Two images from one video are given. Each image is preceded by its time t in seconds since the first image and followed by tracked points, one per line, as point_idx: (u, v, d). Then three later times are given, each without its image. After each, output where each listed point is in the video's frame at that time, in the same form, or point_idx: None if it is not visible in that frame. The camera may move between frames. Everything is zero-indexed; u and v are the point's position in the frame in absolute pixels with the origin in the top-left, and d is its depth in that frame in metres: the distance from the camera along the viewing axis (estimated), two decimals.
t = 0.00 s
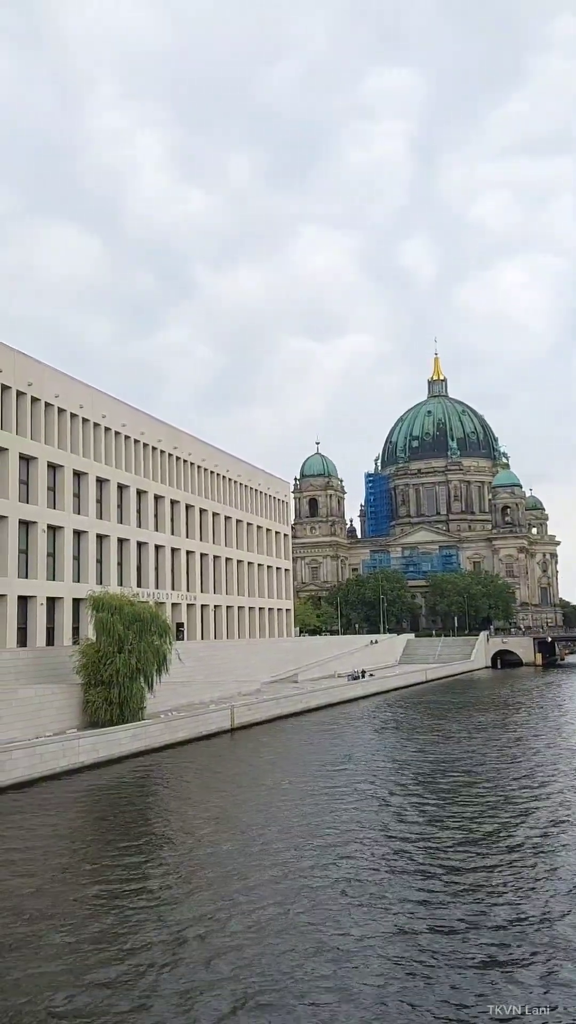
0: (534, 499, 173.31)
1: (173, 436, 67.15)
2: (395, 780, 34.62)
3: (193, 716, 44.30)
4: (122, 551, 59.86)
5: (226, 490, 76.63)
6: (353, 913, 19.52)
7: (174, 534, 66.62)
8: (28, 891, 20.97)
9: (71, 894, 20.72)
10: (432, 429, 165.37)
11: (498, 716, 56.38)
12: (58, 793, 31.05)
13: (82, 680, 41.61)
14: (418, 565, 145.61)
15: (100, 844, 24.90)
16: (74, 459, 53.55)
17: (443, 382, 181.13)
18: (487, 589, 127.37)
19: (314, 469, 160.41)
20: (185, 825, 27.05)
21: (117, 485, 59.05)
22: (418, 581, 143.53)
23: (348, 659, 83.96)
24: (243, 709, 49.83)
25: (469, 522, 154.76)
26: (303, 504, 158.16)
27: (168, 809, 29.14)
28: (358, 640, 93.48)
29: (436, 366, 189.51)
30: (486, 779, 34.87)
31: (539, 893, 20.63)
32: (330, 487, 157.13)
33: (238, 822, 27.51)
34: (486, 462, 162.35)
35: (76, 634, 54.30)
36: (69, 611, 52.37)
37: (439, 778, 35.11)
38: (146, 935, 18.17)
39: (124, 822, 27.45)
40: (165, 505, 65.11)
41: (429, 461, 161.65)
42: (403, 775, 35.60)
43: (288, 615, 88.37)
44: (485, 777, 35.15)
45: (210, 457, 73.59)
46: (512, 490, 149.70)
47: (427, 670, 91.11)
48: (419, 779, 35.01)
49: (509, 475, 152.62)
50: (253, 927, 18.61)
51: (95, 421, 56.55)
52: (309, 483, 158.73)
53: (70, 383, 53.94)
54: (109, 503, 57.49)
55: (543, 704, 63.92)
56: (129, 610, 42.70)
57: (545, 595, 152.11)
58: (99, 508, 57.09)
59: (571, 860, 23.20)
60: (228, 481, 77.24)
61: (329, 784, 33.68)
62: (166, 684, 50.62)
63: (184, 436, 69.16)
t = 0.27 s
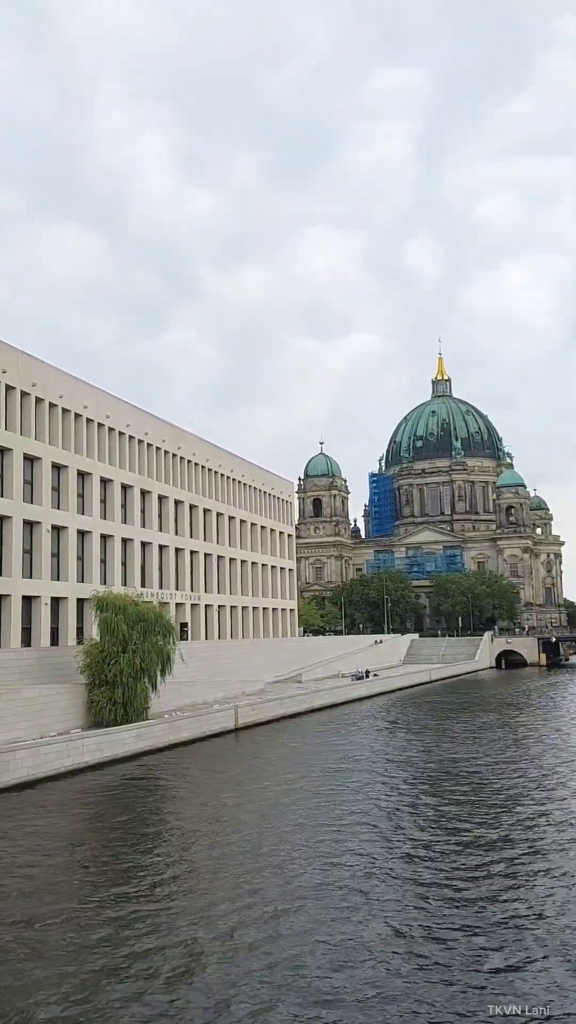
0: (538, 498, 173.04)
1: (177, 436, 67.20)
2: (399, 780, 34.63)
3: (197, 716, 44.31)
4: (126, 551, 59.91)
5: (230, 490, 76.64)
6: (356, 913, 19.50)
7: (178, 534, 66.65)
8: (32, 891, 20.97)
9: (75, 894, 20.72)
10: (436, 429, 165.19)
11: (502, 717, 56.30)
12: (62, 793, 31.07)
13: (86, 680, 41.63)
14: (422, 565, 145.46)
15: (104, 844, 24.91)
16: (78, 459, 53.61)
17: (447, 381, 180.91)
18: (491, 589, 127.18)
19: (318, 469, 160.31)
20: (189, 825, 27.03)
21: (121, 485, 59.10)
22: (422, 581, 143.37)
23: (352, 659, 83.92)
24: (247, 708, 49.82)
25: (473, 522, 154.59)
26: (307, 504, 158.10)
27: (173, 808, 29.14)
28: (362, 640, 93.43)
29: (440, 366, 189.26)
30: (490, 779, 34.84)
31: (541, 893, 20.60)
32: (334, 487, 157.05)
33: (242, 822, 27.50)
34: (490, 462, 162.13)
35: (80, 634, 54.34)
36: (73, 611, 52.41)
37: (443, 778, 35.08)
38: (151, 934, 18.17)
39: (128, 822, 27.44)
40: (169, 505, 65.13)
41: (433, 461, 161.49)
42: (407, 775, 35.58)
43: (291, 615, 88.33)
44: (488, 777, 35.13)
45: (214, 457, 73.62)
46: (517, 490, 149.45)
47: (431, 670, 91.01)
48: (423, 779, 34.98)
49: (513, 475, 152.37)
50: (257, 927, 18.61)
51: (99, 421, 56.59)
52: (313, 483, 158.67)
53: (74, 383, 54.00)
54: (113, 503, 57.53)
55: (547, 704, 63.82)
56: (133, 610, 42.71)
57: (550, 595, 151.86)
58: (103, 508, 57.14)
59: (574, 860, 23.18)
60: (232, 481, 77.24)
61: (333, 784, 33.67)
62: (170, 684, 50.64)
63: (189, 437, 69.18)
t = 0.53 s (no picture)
0: (543, 498, 172.78)
1: (181, 437, 67.23)
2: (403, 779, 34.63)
3: (201, 716, 44.33)
4: (130, 551, 59.95)
5: (234, 490, 76.63)
6: (365, 914, 19.47)
7: (183, 535, 66.68)
8: (37, 891, 20.95)
9: (80, 893, 20.73)
10: (440, 429, 165.02)
11: (506, 717, 56.19)
12: (67, 792, 31.10)
13: (90, 680, 41.66)
14: (426, 565, 145.34)
15: (108, 843, 24.93)
16: (82, 460, 53.67)
17: (451, 381, 180.69)
18: (495, 589, 126.97)
19: (322, 469, 160.31)
20: (193, 825, 27.04)
21: (126, 485, 59.14)
22: (426, 581, 143.24)
23: (355, 659, 83.88)
24: (251, 708, 49.81)
25: (477, 522, 154.43)
26: (311, 504, 158.11)
27: (177, 808, 29.13)
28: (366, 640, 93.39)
29: (443, 366, 189.07)
30: (494, 779, 34.81)
31: (548, 893, 20.58)
32: (338, 487, 157.03)
33: (247, 822, 27.49)
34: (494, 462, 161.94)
35: (84, 634, 54.39)
36: (77, 611, 52.46)
37: (447, 778, 35.05)
38: (155, 934, 18.18)
39: (132, 821, 27.45)
40: (173, 505, 65.15)
41: (437, 461, 161.34)
42: (411, 775, 35.57)
43: (295, 615, 88.31)
44: (492, 778, 35.10)
45: (218, 457, 73.62)
46: (521, 490, 149.20)
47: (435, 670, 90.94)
48: (427, 779, 34.95)
49: (517, 475, 152.13)
50: (261, 926, 18.62)
51: (103, 421, 56.63)
52: (317, 483, 158.69)
53: (79, 383, 54.04)
54: (118, 503, 57.57)
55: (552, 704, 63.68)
56: (137, 610, 42.70)
57: (554, 595, 151.63)
58: (107, 508, 57.18)
59: None
60: (236, 481, 77.23)
61: (338, 784, 33.68)
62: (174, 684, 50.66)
63: (193, 437, 69.19)
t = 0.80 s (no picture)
0: (549, 498, 172.42)
1: (187, 436, 67.20)
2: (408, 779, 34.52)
3: (206, 716, 44.28)
4: (135, 550, 59.94)
5: (239, 490, 76.58)
6: (370, 914, 19.35)
7: (188, 534, 66.65)
8: (41, 892, 20.88)
9: (85, 893, 20.68)
10: (445, 429, 164.77)
11: (511, 717, 56.02)
12: (72, 792, 31.07)
13: (95, 679, 41.66)
14: (431, 565, 145.11)
15: (113, 843, 24.88)
16: (87, 459, 53.66)
17: (457, 381, 180.43)
18: (501, 589, 126.66)
19: (327, 469, 160.23)
20: (198, 825, 26.97)
21: (131, 485, 59.13)
22: (432, 581, 143.01)
23: (361, 659, 83.77)
24: (256, 708, 49.74)
25: (483, 522, 154.15)
26: (316, 504, 158.04)
27: (182, 809, 29.06)
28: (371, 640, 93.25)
29: (449, 366, 188.81)
30: (499, 779, 34.69)
31: (553, 893, 20.48)
32: (343, 487, 156.94)
33: (252, 822, 27.41)
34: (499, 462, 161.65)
35: (89, 634, 54.39)
36: (82, 610, 52.47)
37: (452, 778, 34.94)
38: (160, 933, 18.12)
39: (138, 821, 27.39)
40: (179, 505, 65.12)
41: (443, 461, 161.10)
42: (416, 775, 35.45)
43: (300, 615, 88.23)
44: (497, 778, 34.97)
45: (223, 457, 73.57)
46: (527, 490, 148.78)
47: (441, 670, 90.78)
48: (432, 779, 34.85)
49: (522, 475, 151.75)
50: (266, 926, 18.54)
51: (108, 421, 56.62)
52: (322, 483, 158.62)
53: (84, 383, 54.04)
54: (123, 503, 57.57)
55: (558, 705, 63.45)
56: (142, 610, 42.67)
57: (560, 595, 151.22)
58: (112, 507, 57.17)
59: None
60: (241, 481, 77.17)
61: (343, 784, 33.59)
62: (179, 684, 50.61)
63: (198, 437, 69.15)
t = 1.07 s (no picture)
0: (554, 498, 172.13)
1: (191, 437, 67.27)
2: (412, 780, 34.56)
3: (210, 716, 44.35)
4: (139, 551, 60.04)
5: (244, 490, 76.63)
6: (375, 914, 19.44)
7: (192, 534, 66.73)
8: (46, 891, 20.95)
9: (91, 893, 20.77)
10: (450, 429, 164.61)
11: (515, 717, 55.97)
12: (78, 792, 31.17)
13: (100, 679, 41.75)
14: (436, 565, 144.99)
15: (118, 843, 24.96)
16: (92, 460, 53.77)
17: (461, 381, 180.21)
18: (506, 589, 126.47)
19: (331, 469, 160.18)
20: (203, 824, 27.03)
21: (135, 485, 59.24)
22: (436, 581, 142.90)
23: (365, 659, 83.77)
24: (260, 708, 49.80)
25: (487, 522, 153.97)
26: (321, 504, 158.03)
27: (186, 808, 29.14)
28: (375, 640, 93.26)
29: (453, 366, 188.59)
30: (503, 780, 34.72)
31: (555, 893, 20.53)
32: (347, 487, 156.90)
33: (257, 822, 27.44)
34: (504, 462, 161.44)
35: (94, 634, 54.50)
36: (87, 610, 52.57)
37: (455, 779, 34.98)
38: (165, 933, 18.18)
39: (142, 821, 27.44)
40: (183, 505, 65.19)
41: (447, 461, 160.93)
42: (419, 775, 35.50)
43: (305, 615, 88.26)
44: (501, 778, 34.99)
45: (228, 458, 73.62)
46: (531, 490, 148.39)
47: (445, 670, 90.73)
48: (435, 779, 34.89)
49: (527, 475, 151.46)
50: (270, 927, 18.59)
51: (113, 421, 56.72)
52: (327, 483, 158.62)
53: (88, 383, 54.13)
54: (128, 503, 57.66)
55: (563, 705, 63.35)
56: (147, 610, 42.73)
57: (564, 595, 150.95)
58: (117, 508, 57.27)
59: None
60: (246, 481, 77.22)
61: (347, 784, 33.67)
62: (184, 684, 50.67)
63: (202, 437, 69.20)
